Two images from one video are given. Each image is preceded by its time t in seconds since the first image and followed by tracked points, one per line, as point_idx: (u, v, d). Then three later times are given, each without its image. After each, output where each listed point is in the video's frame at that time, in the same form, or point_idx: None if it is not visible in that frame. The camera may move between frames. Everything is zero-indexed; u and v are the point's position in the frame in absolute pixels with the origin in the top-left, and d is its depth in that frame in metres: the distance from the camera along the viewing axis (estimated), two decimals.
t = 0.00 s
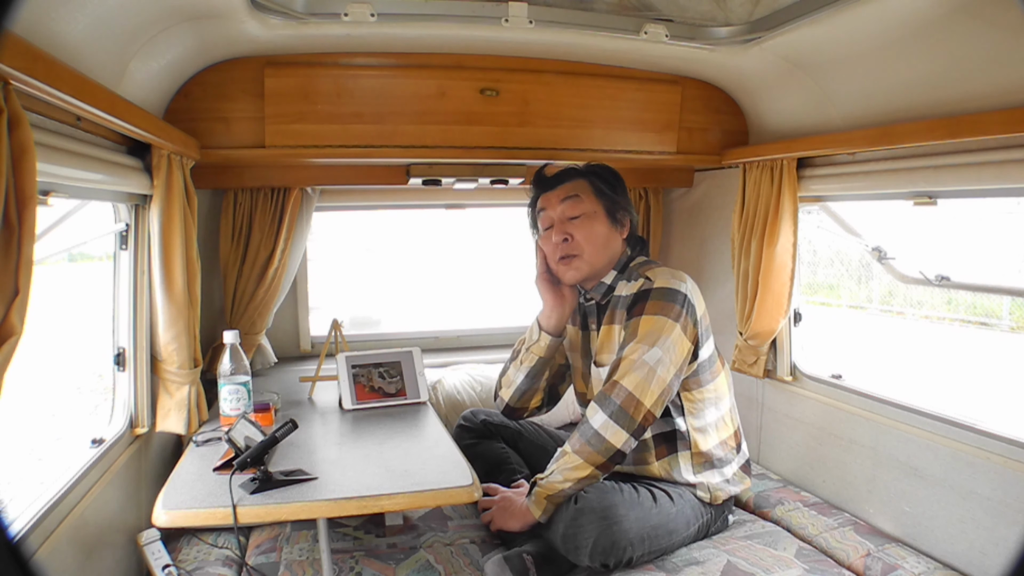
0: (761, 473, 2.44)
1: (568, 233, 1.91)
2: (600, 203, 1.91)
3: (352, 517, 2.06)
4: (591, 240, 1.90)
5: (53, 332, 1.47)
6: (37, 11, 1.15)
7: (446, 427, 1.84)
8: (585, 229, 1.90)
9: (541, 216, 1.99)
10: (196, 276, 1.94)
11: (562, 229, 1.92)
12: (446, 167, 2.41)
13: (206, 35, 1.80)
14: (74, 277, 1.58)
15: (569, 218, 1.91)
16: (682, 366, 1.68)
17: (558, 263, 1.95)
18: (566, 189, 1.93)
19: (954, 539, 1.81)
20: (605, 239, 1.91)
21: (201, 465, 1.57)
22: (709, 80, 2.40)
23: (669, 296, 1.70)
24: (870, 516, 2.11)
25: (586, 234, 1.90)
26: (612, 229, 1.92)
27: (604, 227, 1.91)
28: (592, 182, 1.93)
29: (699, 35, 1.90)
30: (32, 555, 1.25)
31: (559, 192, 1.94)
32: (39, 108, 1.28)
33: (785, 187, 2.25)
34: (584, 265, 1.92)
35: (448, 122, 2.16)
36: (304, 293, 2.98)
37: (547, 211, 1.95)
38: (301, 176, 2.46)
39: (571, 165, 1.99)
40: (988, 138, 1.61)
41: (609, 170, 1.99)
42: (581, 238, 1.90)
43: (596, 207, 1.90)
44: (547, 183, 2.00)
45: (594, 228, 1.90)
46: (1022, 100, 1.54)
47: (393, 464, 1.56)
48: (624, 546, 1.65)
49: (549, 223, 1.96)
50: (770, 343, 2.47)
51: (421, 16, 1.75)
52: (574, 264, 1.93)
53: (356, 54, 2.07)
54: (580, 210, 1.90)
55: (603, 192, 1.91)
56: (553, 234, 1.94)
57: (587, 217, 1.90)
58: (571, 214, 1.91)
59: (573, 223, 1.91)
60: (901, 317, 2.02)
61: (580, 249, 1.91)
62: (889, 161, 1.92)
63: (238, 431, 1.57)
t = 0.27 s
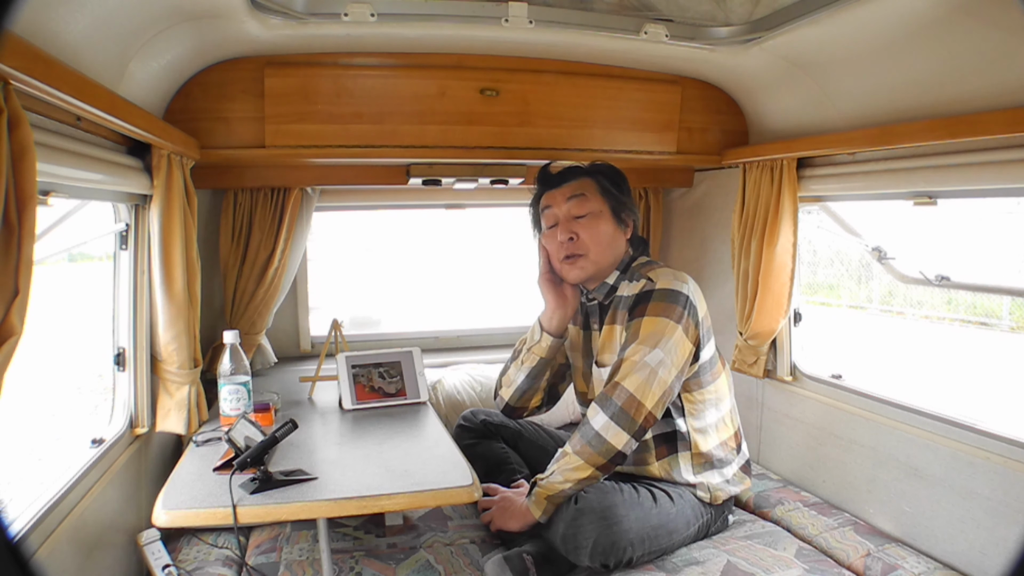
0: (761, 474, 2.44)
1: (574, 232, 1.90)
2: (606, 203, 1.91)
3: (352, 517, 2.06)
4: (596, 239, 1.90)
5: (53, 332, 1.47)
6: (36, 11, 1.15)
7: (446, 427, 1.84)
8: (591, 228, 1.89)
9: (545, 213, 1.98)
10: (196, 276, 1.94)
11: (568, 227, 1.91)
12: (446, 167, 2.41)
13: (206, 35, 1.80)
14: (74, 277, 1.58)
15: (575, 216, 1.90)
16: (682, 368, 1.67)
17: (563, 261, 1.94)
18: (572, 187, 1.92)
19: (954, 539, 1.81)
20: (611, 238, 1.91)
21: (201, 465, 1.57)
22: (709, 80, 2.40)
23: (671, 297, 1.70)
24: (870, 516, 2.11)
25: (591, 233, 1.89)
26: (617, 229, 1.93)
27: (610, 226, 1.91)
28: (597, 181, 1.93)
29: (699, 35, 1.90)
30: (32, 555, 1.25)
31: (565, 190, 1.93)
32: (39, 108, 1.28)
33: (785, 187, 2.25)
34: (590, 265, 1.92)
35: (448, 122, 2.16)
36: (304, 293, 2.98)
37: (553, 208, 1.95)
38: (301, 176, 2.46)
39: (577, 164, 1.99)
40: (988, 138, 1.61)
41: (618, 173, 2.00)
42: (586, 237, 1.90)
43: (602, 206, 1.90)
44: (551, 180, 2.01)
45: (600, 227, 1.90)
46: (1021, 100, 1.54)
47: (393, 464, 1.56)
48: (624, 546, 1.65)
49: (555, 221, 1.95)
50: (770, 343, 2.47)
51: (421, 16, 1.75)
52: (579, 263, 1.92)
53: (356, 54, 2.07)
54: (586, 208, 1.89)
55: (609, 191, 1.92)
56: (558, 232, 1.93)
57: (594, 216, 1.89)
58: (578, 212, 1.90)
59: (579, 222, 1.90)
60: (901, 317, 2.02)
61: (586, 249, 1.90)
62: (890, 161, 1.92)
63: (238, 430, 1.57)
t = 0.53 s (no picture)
0: (761, 474, 2.44)
1: (577, 233, 1.90)
2: (610, 204, 1.91)
3: (352, 517, 2.06)
4: (600, 241, 1.90)
5: (52, 332, 1.47)
6: (36, 11, 1.15)
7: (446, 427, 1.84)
8: (594, 230, 1.90)
9: (547, 214, 1.98)
10: (196, 276, 1.94)
11: (570, 228, 1.91)
12: (446, 167, 2.41)
13: (206, 35, 1.80)
14: (74, 277, 1.58)
15: (578, 217, 1.91)
16: (683, 372, 1.67)
17: (565, 264, 1.95)
18: (575, 188, 1.92)
19: (954, 539, 1.81)
20: (613, 241, 1.91)
21: (201, 465, 1.57)
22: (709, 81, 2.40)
23: (674, 299, 1.70)
24: (870, 516, 2.11)
25: (594, 234, 1.90)
26: (620, 231, 1.93)
27: (612, 228, 1.91)
28: (601, 183, 1.92)
29: (699, 35, 1.90)
30: (32, 555, 1.25)
31: (568, 191, 1.93)
32: (39, 108, 1.28)
33: (785, 187, 2.25)
34: (592, 267, 1.92)
35: (448, 122, 2.16)
36: (304, 292, 2.98)
37: (556, 209, 1.95)
38: (301, 176, 2.46)
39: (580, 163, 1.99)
40: (988, 138, 1.61)
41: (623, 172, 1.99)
42: (589, 239, 1.90)
43: (604, 208, 1.90)
44: (555, 180, 1.99)
45: (603, 229, 1.90)
46: (1021, 100, 1.54)
47: (394, 464, 1.56)
48: (625, 546, 1.65)
49: (557, 221, 1.95)
50: (770, 343, 2.48)
51: (421, 16, 1.75)
52: (581, 266, 1.92)
53: (356, 54, 2.07)
54: (589, 210, 1.90)
55: (612, 194, 1.91)
56: (560, 234, 1.94)
57: (597, 218, 1.90)
58: (581, 214, 1.90)
59: (582, 222, 1.90)
60: (901, 317, 2.02)
61: (588, 251, 1.90)
62: (890, 161, 1.92)
63: (238, 431, 1.57)
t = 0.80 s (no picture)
0: (761, 473, 2.44)
1: (570, 239, 1.90)
2: (605, 209, 1.89)
3: (352, 517, 2.06)
4: (593, 246, 1.89)
5: (52, 331, 1.47)
6: (36, 12, 1.15)
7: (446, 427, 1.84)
8: (588, 235, 1.88)
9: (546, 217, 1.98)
10: (196, 276, 1.94)
11: (564, 233, 1.90)
12: (446, 167, 2.41)
13: (206, 35, 1.80)
14: (74, 277, 1.58)
15: (572, 222, 1.89)
16: (683, 374, 1.66)
17: (561, 267, 1.95)
18: (571, 192, 1.90)
19: (954, 539, 1.81)
20: (608, 245, 1.90)
21: (201, 465, 1.57)
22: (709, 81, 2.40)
23: (676, 302, 1.70)
24: (870, 516, 2.11)
25: (588, 240, 1.89)
26: (615, 235, 1.91)
27: (607, 233, 1.90)
28: (598, 187, 1.89)
29: (699, 35, 1.90)
30: (32, 556, 1.25)
31: (565, 194, 1.91)
32: (39, 108, 1.28)
33: (785, 187, 2.25)
34: (586, 271, 1.92)
35: (448, 122, 2.16)
36: (304, 292, 2.98)
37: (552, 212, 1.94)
38: (301, 176, 2.46)
39: (578, 163, 1.95)
40: (989, 138, 1.61)
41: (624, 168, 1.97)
42: (582, 244, 1.89)
43: (600, 212, 1.88)
44: (555, 181, 1.96)
45: (597, 234, 1.88)
46: (1021, 100, 1.54)
47: (394, 464, 1.56)
48: (625, 546, 1.65)
49: (553, 225, 1.94)
50: (770, 343, 2.48)
51: (421, 16, 1.75)
52: (576, 270, 1.93)
53: (356, 54, 2.07)
54: (584, 215, 1.88)
55: (609, 199, 1.88)
56: (555, 238, 1.93)
57: (591, 223, 1.88)
58: (575, 219, 1.89)
59: (576, 228, 1.89)
60: (901, 317, 2.02)
61: (582, 255, 1.90)
62: (890, 162, 1.92)
63: (238, 431, 1.57)
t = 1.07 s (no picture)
0: (762, 474, 2.44)
1: (568, 240, 1.91)
2: (601, 209, 1.89)
3: (352, 517, 2.06)
4: (591, 246, 1.90)
5: (52, 331, 1.47)
6: (36, 12, 1.15)
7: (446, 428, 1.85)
8: (584, 236, 1.89)
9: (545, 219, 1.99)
10: (196, 276, 1.94)
11: (562, 235, 1.91)
12: (446, 167, 2.41)
13: (206, 35, 1.81)
14: (74, 277, 1.58)
15: (570, 224, 1.90)
16: (710, 380, 1.72)
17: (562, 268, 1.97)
18: (567, 193, 1.91)
19: (954, 539, 1.81)
20: (606, 244, 1.91)
21: (201, 465, 1.57)
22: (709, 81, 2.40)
23: (690, 313, 1.70)
24: (870, 517, 2.11)
25: (586, 241, 1.89)
26: (613, 234, 1.91)
27: (604, 232, 1.90)
28: (594, 186, 1.89)
29: (699, 35, 1.90)
30: (32, 556, 1.26)
31: (562, 195, 1.92)
32: (39, 108, 1.28)
33: (785, 187, 2.24)
34: (586, 272, 1.93)
35: (448, 122, 2.17)
36: (304, 292, 2.98)
37: (551, 214, 1.95)
38: (301, 176, 2.46)
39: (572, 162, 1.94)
40: (988, 138, 1.61)
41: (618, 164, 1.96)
42: (580, 245, 1.90)
43: (596, 212, 1.88)
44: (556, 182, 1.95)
45: (594, 234, 1.89)
46: (1021, 100, 1.54)
47: (393, 464, 1.56)
48: (624, 546, 1.65)
49: (551, 227, 1.95)
50: (770, 343, 2.48)
51: (421, 16, 1.75)
52: (576, 271, 1.94)
53: (356, 54, 2.07)
54: (580, 216, 1.89)
55: (605, 199, 1.88)
56: (554, 239, 1.94)
57: (588, 224, 1.89)
58: (572, 220, 1.89)
59: (573, 229, 1.90)
60: (901, 317, 2.02)
61: (580, 256, 1.91)
62: (890, 161, 1.92)
63: (238, 431, 1.57)
